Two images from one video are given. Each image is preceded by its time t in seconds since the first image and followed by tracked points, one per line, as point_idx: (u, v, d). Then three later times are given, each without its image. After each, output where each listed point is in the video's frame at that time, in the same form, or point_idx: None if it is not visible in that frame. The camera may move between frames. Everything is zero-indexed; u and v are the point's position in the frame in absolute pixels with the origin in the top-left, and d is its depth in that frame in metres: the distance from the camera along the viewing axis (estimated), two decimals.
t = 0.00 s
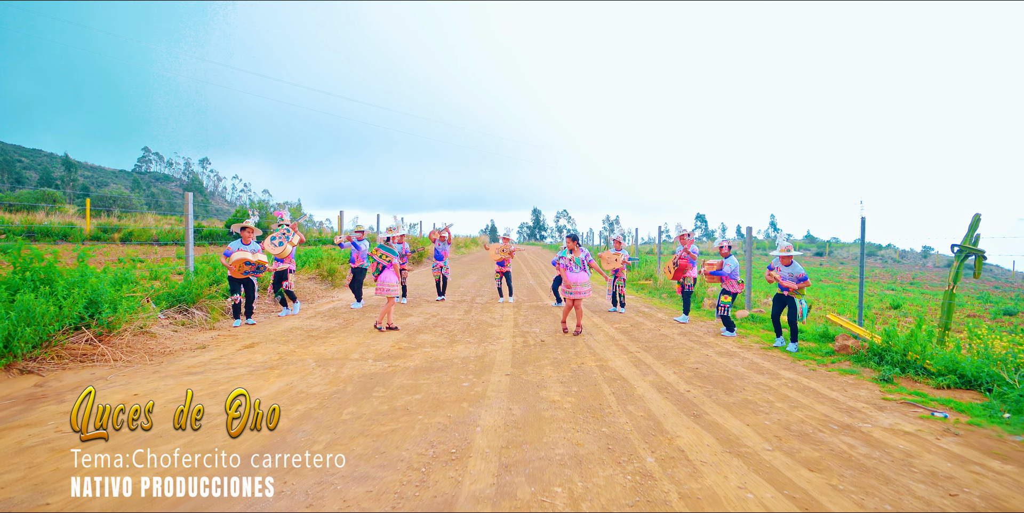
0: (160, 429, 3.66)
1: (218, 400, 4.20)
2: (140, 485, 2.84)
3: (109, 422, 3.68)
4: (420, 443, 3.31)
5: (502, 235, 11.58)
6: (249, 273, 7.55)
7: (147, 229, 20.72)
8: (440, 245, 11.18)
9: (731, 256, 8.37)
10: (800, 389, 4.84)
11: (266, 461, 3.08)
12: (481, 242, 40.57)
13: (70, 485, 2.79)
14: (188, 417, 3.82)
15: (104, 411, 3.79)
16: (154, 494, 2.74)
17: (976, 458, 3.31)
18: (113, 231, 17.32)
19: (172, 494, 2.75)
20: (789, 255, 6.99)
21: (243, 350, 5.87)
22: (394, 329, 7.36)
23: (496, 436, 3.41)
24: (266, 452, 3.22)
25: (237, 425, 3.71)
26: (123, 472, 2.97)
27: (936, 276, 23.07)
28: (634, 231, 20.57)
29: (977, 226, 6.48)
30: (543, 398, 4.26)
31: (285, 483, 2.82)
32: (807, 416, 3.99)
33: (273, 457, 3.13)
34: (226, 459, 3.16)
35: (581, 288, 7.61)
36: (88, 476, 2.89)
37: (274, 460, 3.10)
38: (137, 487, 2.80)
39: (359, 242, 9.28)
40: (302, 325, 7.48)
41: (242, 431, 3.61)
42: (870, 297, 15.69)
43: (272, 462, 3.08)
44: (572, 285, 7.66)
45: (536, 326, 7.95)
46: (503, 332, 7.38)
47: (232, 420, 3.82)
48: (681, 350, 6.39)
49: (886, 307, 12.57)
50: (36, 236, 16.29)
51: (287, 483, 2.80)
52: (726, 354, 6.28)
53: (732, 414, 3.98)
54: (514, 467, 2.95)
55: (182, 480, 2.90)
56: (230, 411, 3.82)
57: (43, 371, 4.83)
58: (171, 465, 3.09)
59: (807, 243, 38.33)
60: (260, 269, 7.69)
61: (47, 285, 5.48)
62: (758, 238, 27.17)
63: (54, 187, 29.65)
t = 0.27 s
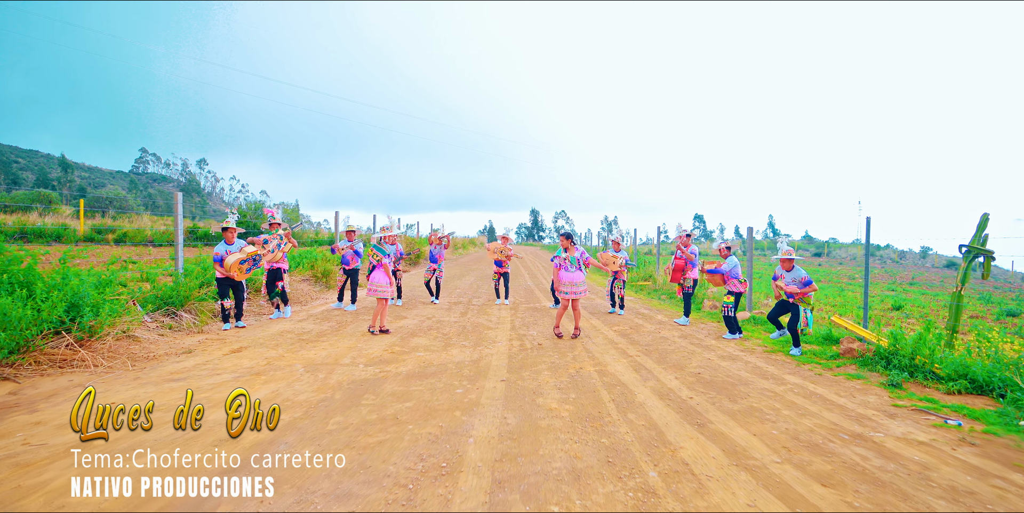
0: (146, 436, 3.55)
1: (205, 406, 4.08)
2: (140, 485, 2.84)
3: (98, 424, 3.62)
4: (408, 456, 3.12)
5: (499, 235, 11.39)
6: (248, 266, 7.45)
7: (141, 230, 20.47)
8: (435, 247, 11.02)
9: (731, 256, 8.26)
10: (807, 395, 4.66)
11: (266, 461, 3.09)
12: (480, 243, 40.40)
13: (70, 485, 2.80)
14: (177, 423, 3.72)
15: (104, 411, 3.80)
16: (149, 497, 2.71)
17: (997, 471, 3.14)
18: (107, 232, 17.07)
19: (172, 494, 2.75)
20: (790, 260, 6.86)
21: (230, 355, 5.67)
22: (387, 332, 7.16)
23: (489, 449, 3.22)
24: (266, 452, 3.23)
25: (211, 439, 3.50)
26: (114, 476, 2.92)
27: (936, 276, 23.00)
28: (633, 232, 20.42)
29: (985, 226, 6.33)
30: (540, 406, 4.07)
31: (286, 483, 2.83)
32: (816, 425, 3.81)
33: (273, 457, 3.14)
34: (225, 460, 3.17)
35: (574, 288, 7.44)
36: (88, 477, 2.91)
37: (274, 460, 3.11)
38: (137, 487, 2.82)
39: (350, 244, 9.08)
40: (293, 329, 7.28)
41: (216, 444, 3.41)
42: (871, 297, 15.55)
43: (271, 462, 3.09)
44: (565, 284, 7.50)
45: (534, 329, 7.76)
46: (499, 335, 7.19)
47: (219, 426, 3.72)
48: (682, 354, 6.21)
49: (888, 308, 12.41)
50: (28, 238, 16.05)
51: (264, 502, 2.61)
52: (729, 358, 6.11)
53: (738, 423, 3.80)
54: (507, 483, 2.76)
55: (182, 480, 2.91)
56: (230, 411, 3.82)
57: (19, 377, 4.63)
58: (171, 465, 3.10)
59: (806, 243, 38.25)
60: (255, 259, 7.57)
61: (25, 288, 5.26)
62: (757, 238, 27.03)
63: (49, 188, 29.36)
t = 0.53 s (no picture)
0: (146, 436, 3.53)
1: (205, 406, 4.06)
2: (140, 485, 2.83)
3: (99, 424, 3.61)
4: (398, 469, 2.94)
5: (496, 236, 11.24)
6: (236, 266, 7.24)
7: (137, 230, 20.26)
8: (432, 248, 10.85)
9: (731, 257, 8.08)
10: (814, 402, 4.49)
11: (266, 461, 3.08)
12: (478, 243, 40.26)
13: (70, 485, 2.79)
14: (176, 423, 3.71)
15: (104, 411, 3.78)
16: (150, 497, 2.70)
17: (1019, 485, 2.97)
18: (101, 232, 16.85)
19: (172, 495, 2.74)
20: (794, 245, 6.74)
21: (218, 359, 5.49)
22: (381, 335, 6.99)
23: (483, 461, 3.05)
24: (265, 452, 3.23)
25: (211, 439, 3.49)
26: (114, 476, 2.91)
27: (935, 277, 22.92)
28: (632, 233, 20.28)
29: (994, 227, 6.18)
30: (537, 414, 3.90)
31: (274, 492, 2.73)
32: (826, 435, 3.65)
33: (273, 457, 3.14)
34: (225, 460, 3.16)
35: (566, 295, 7.30)
36: (88, 477, 2.89)
37: (274, 460, 3.11)
38: (138, 487, 2.80)
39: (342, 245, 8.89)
40: (285, 331, 7.10)
41: (216, 444, 3.39)
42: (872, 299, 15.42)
43: (271, 462, 3.08)
44: (558, 291, 7.37)
45: (532, 332, 7.59)
46: (496, 338, 7.02)
47: (219, 427, 3.70)
48: (684, 358, 6.04)
49: (890, 310, 12.27)
50: (21, 238, 15.83)
51: None
52: (732, 362, 5.94)
53: (744, 432, 3.63)
54: (502, 500, 2.59)
55: (182, 480, 2.90)
56: (230, 411, 3.81)
57: None
58: (171, 465, 3.09)
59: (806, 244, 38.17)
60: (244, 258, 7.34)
61: (5, 290, 5.06)
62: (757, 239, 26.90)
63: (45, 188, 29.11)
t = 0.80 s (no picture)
0: (146, 436, 3.48)
1: (205, 406, 4.02)
2: (140, 485, 2.78)
3: (99, 424, 3.55)
4: (389, 481, 2.77)
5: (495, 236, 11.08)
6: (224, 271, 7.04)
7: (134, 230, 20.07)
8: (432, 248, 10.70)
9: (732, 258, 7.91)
10: (825, 407, 4.32)
11: (266, 461, 3.05)
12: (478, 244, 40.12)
13: (70, 485, 2.73)
14: (177, 423, 3.66)
15: (104, 410, 3.72)
16: (149, 497, 2.65)
17: None
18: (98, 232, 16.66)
19: (173, 494, 2.70)
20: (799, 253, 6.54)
21: (208, 362, 5.32)
22: (377, 336, 6.81)
23: (480, 473, 2.88)
24: (265, 452, 3.19)
25: (211, 439, 3.43)
26: (114, 476, 2.86)
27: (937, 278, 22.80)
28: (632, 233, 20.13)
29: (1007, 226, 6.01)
30: (537, 421, 3.72)
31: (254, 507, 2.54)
32: (840, 443, 3.48)
33: (273, 457, 3.10)
34: (225, 459, 3.11)
35: (567, 293, 7.09)
36: (88, 477, 2.84)
37: (274, 460, 3.07)
38: (138, 487, 2.75)
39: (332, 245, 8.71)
40: (278, 333, 6.93)
41: (216, 444, 3.34)
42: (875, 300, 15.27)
43: (272, 462, 3.04)
44: (559, 289, 7.15)
45: (532, 334, 7.42)
46: (495, 340, 6.85)
47: (219, 426, 3.65)
48: (688, 361, 5.87)
49: (895, 312, 12.09)
50: (17, 237, 15.65)
51: None
52: (738, 366, 5.77)
53: (755, 440, 3.45)
54: None
55: (182, 480, 2.85)
56: (230, 411, 3.76)
57: None
58: (171, 465, 3.04)
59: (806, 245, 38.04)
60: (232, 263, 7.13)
61: None
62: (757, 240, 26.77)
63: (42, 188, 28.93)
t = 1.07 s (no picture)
0: (146, 436, 3.46)
1: (205, 406, 3.99)
2: (140, 485, 2.77)
3: (99, 424, 3.53)
4: (380, 499, 2.59)
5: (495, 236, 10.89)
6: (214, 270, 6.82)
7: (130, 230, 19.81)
8: (432, 248, 10.54)
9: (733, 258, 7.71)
10: (838, 415, 4.15)
11: (266, 461, 3.04)
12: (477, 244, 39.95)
13: (70, 485, 2.73)
14: (176, 423, 3.63)
15: (104, 411, 3.70)
16: (149, 497, 2.64)
17: None
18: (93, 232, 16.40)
19: (172, 495, 2.68)
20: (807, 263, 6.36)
21: (196, 367, 5.13)
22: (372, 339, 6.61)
23: (478, 489, 2.70)
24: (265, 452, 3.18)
25: (211, 439, 3.41)
26: (114, 476, 2.85)
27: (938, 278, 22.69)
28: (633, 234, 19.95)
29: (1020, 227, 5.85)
30: (538, 431, 3.55)
31: None
32: (857, 454, 3.30)
33: (273, 457, 3.09)
34: (225, 459, 3.10)
35: (570, 296, 6.93)
36: (88, 476, 2.83)
37: (274, 460, 3.06)
38: (138, 487, 2.74)
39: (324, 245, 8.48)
40: (271, 336, 6.74)
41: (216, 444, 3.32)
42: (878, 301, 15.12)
43: (271, 462, 3.03)
44: (562, 292, 6.99)
45: (532, 336, 7.24)
46: (494, 343, 6.67)
47: (219, 426, 3.62)
48: (693, 365, 5.69)
49: (899, 313, 11.92)
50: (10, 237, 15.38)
51: None
52: (745, 370, 5.60)
53: (768, 452, 3.28)
54: None
55: (182, 480, 2.83)
56: (229, 411, 3.72)
57: None
58: (171, 465, 3.02)
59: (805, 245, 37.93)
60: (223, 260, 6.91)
61: None
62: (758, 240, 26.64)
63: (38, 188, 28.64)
